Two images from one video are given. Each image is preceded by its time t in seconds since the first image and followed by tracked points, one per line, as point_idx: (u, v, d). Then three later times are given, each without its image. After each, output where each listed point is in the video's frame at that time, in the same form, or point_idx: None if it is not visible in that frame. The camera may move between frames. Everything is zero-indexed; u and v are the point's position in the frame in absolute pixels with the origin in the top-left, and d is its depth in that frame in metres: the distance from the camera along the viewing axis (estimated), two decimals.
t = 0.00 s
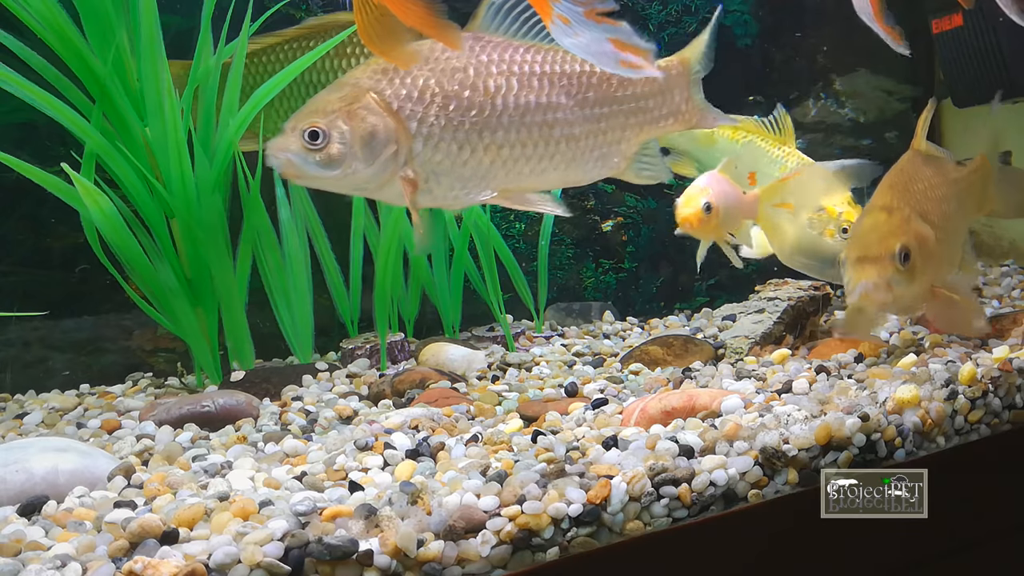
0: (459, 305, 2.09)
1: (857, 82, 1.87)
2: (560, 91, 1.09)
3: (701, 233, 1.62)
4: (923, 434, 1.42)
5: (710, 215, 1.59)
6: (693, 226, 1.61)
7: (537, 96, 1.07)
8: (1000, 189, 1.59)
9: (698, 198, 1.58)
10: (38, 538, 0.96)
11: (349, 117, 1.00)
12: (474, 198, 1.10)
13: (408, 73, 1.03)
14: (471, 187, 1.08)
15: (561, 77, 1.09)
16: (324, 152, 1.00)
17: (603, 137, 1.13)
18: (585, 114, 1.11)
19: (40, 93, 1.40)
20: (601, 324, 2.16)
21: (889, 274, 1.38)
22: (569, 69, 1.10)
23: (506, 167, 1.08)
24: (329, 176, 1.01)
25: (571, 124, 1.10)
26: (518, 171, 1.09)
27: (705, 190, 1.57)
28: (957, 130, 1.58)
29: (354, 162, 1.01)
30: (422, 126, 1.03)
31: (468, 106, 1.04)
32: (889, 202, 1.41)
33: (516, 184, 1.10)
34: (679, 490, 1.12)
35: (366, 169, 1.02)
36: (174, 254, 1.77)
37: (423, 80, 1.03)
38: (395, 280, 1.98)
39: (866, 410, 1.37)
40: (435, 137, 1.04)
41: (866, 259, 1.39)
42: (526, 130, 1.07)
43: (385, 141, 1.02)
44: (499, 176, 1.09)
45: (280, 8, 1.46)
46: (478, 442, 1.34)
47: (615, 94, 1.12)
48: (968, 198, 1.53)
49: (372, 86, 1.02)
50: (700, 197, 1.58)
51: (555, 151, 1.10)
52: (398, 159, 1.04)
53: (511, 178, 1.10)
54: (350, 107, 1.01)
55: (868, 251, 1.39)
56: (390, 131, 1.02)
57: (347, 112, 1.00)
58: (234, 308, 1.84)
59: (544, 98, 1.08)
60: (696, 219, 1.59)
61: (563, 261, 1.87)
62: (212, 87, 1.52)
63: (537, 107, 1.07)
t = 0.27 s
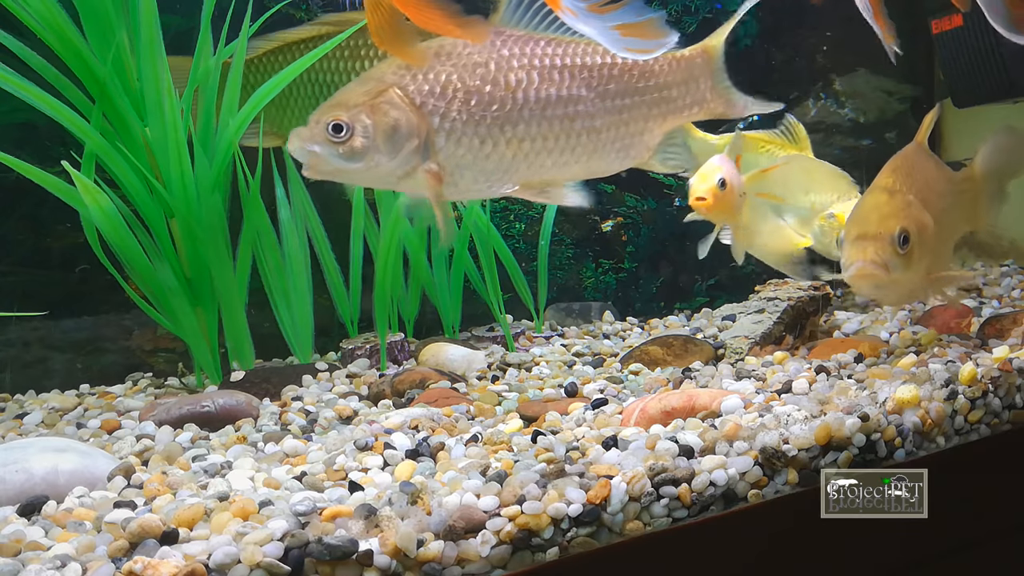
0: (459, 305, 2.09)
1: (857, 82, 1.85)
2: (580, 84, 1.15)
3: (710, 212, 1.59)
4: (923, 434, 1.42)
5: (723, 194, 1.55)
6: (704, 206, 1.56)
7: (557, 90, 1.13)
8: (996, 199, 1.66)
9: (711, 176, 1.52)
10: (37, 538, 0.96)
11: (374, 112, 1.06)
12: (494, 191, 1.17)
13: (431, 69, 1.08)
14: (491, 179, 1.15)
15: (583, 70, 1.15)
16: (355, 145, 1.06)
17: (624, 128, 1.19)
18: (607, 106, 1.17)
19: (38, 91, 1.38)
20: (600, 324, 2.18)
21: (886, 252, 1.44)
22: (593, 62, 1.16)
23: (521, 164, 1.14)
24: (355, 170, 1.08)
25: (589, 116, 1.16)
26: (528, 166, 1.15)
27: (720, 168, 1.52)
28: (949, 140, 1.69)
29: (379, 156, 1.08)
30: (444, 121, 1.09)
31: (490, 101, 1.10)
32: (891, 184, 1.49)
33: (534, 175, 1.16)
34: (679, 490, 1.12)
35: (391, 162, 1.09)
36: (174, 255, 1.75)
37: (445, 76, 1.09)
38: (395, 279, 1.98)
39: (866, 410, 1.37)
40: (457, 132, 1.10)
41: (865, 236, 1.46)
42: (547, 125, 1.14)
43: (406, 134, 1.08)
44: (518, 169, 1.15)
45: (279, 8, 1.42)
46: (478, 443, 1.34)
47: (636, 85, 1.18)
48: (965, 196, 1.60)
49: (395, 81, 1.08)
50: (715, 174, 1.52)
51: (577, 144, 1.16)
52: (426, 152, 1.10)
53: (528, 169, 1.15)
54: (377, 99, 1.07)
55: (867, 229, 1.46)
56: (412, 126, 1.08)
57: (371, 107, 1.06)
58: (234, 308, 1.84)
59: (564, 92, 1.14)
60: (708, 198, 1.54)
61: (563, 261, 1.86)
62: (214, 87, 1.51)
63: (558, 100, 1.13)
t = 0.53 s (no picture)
0: (459, 305, 2.08)
1: (857, 82, 1.85)
2: (600, 82, 1.19)
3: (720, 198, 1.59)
4: (923, 434, 1.42)
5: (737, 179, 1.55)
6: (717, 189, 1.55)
7: (574, 88, 1.17)
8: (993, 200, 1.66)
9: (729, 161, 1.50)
10: (38, 538, 0.96)
11: (388, 115, 1.14)
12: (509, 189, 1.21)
13: (443, 69, 1.14)
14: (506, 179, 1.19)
15: (603, 67, 1.19)
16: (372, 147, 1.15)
17: (646, 125, 1.24)
18: (628, 103, 1.21)
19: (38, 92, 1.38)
20: (601, 324, 2.14)
21: (890, 222, 1.44)
22: (611, 59, 1.19)
23: (532, 165, 1.18)
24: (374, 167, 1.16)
25: (608, 112, 1.20)
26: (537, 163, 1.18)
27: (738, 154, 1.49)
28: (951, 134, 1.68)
29: (393, 158, 1.15)
30: (455, 121, 1.14)
31: (499, 100, 1.14)
32: (897, 158, 1.49)
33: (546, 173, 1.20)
34: (679, 490, 1.12)
35: (406, 163, 1.16)
36: (174, 255, 1.76)
37: (456, 76, 1.14)
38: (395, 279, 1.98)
39: (865, 410, 1.37)
40: (466, 132, 1.15)
41: (869, 206, 1.46)
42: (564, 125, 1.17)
43: (416, 137, 1.14)
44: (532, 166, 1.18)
45: (280, 9, 1.42)
46: (478, 443, 1.34)
47: (661, 83, 1.24)
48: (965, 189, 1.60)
49: (410, 83, 1.14)
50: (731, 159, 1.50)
51: (595, 142, 1.20)
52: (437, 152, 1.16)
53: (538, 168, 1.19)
54: (382, 103, 1.14)
55: (871, 199, 1.46)
56: (421, 127, 1.14)
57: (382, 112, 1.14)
58: (234, 308, 1.85)
59: (581, 89, 1.17)
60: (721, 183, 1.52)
61: (563, 261, 1.82)
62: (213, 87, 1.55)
63: (574, 97, 1.17)
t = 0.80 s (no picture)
0: (459, 305, 2.07)
1: (857, 83, 1.81)
2: (598, 89, 1.20)
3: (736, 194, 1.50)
4: (923, 435, 1.42)
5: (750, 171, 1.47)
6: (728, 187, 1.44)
7: (571, 96, 1.19)
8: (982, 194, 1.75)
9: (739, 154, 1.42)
10: (38, 538, 0.96)
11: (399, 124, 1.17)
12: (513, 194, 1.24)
13: (452, 78, 1.18)
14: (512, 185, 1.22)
15: (601, 74, 1.20)
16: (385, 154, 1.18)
17: (645, 132, 1.24)
18: (626, 110, 1.22)
19: (38, 92, 1.38)
20: (601, 324, 2.09)
21: (894, 207, 1.55)
22: (609, 66, 1.20)
23: (533, 171, 1.21)
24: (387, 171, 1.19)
25: (603, 119, 1.21)
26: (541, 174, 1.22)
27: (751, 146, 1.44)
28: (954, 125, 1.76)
29: (404, 163, 1.18)
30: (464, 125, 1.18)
31: (502, 108, 1.18)
32: (905, 144, 1.59)
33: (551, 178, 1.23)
34: (679, 490, 1.12)
35: (420, 169, 1.19)
36: (174, 254, 1.78)
37: (463, 84, 1.17)
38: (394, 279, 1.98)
39: (865, 410, 1.37)
40: (472, 139, 1.19)
41: (875, 189, 1.56)
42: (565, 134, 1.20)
43: (427, 141, 1.18)
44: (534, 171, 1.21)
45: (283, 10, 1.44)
46: (478, 443, 1.34)
47: (663, 88, 1.23)
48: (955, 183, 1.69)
49: (421, 91, 1.18)
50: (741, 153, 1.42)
51: (594, 149, 1.22)
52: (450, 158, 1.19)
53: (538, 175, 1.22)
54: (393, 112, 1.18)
55: (877, 182, 1.56)
56: (432, 134, 1.18)
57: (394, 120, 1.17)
58: (234, 308, 1.85)
59: (579, 97, 1.19)
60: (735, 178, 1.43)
61: (563, 261, 1.82)
62: (213, 87, 1.56)
63: (572, 104, 1.19)
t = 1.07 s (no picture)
0: (459, 305, 2.06)
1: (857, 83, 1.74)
2: (591, 96, 1.20)
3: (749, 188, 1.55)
4: (923, 435, 1.42)
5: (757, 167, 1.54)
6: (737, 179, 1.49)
7: (566, 103, 1.19)
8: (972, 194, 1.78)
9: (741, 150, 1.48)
10: (37, 538, 0.96)
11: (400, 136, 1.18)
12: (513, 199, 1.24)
13: (451, 86, 1.18)
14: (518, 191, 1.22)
15: (594, 82, 1.20)
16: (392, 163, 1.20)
17: (636, 139, 1.24)
18: (620, 117, 1.22)
19: (38, 92, 1.38)
20: (600, 324, 2.10)
21: (912, 192, 1.58)
22: (602, 73, 1.21)
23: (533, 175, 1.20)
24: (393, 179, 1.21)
25: (594, 124, 1.21)
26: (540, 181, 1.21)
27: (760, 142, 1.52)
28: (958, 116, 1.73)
29: (405, 173, 1.20)
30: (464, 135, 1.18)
31: (500, 116, 1.18)
32: (914, 133, 1.62)
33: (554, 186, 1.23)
34: (679, 490, 1.12)
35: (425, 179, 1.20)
36: (174, 255, 1.78)
37: (462, 92, 1.17)
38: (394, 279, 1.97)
39: (865, 410, 1.37)
40: (472, 147, 1.18)
41: (893, 175, 1.59)
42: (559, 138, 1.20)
43: (427, 150, 1.18)
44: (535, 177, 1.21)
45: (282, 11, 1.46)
46: (478, 443, 1.34)
47: (654, 95, 1.24)
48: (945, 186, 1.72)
49: (420, 100, 1.18)
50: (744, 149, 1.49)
51: (589, 155, 1.22)
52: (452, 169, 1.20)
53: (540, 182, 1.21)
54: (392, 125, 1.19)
55: (895, 169, 1.59)
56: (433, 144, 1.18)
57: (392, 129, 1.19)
58: (234, 308, 1.85)
59: (573, 104, 1.20)
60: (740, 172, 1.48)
61: (563, 261, 1.84)
62: (214, 85, 1.56)
63: (567, 112, 1.20)
